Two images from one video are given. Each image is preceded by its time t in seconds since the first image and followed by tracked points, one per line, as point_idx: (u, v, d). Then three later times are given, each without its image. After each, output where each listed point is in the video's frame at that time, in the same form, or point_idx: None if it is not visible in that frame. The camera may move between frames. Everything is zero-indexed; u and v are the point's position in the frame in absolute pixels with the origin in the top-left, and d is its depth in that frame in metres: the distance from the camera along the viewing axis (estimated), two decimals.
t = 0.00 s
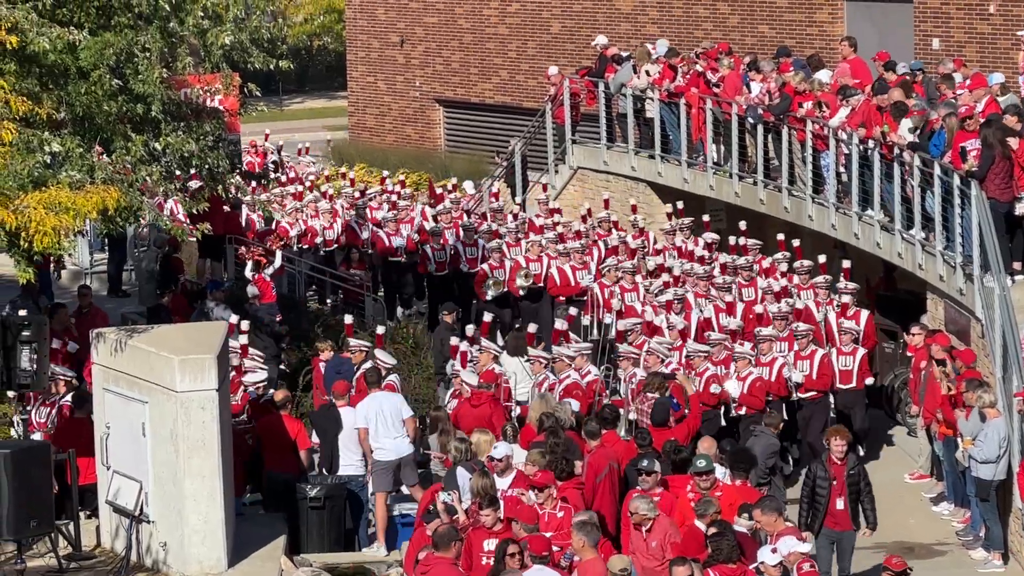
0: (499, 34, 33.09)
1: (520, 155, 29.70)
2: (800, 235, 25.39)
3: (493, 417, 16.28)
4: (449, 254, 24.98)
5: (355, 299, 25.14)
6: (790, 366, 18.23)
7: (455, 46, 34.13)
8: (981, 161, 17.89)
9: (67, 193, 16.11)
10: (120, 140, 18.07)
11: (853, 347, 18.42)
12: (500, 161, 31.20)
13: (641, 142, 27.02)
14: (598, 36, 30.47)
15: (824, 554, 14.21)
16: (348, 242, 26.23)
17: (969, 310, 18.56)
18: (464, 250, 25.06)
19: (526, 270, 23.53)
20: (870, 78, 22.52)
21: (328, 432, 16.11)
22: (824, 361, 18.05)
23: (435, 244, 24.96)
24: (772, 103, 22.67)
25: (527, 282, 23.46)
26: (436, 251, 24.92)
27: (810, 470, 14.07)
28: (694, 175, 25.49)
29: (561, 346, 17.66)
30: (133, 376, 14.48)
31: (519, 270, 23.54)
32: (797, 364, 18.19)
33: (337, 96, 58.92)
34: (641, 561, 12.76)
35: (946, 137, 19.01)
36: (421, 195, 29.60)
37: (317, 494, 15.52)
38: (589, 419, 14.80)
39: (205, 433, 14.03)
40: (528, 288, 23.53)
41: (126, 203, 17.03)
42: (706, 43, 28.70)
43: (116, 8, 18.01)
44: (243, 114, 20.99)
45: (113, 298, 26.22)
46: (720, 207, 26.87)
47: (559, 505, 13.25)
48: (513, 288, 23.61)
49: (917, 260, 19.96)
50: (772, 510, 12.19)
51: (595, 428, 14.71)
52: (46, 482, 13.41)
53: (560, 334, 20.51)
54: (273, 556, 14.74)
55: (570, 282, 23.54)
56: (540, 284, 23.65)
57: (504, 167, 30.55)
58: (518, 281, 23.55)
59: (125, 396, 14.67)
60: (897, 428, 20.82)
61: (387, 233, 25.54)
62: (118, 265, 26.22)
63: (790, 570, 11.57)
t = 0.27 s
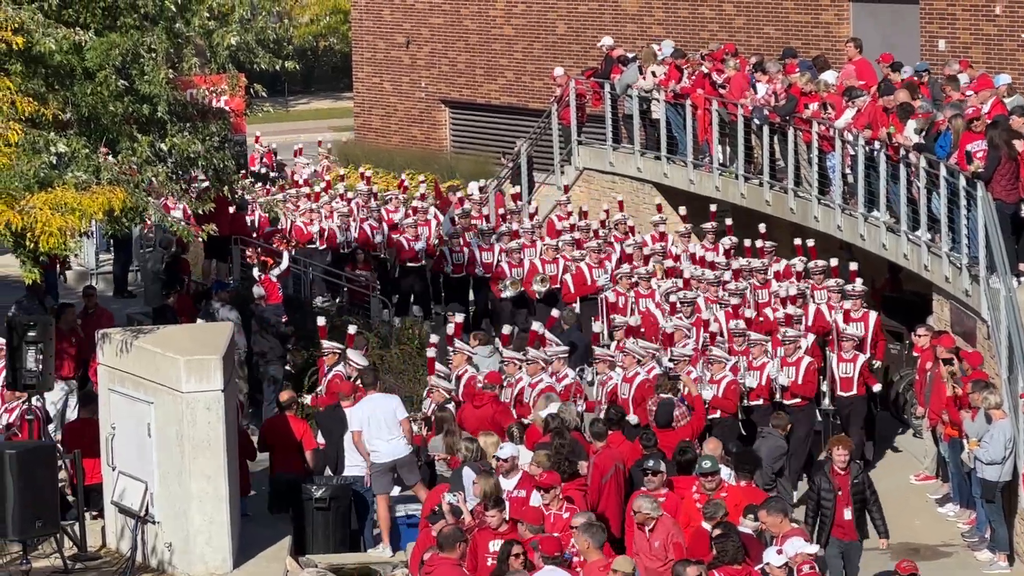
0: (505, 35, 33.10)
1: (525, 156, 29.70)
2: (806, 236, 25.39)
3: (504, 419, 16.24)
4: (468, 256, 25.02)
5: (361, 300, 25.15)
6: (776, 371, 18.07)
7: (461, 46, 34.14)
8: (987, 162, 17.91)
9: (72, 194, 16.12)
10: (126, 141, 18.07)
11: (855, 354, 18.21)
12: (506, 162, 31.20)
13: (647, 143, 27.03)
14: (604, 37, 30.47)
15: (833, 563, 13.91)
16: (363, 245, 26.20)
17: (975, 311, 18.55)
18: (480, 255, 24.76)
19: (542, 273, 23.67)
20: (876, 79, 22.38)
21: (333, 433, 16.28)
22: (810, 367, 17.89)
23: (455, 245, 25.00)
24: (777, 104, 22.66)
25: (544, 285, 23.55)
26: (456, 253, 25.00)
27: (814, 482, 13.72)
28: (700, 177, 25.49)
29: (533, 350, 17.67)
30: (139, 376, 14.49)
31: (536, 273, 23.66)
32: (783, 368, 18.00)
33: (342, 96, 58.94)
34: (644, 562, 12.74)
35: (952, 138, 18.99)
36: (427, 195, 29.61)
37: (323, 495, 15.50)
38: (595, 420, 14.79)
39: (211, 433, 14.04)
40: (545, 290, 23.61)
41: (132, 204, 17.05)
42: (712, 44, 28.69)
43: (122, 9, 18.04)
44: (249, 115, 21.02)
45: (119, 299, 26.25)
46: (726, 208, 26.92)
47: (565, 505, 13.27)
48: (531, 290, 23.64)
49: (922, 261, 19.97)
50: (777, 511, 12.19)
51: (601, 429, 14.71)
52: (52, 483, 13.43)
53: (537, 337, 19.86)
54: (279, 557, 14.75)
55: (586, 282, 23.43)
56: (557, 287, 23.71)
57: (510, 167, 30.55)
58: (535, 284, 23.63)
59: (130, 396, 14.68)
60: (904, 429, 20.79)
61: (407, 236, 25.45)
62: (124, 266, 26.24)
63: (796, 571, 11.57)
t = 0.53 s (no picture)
0: (510, 36, 33.11)
1: (530, 156, 29.69)
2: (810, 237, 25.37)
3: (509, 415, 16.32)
4: (480, 259, 24.75)
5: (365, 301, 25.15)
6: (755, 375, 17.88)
7: (466, 47, 34.13)
8: (992, 164, 17.87)
9: (77, 194, 16.14)
10: (131, 141, 18.07)
11: (852, 361, 18.03)
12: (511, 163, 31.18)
13: (652, 145, 27.00)
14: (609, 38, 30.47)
15: (839, 567, 13.83)
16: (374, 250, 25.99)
17: (979, 313, 18.53)
18: (492, 256, 24.70)
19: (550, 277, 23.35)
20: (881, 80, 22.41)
21: (338, 433, 16.34)
22: (784, 374, 17.57)
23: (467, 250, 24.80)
24: (782, 106, 22.64)
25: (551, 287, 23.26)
26: (467, 257, 24.80)
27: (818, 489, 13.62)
28: (705, 178, 25.48)
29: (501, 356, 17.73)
30: (143, 378, 14.49)
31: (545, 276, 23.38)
32: (761, 374, 17.77)
33: (347, 97, 58.93)
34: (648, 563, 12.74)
35: (957, 139, 18.97)
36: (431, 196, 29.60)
37: (328, 496, 15.48)
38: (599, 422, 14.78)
39: (215, 434, 14.02)
40: (552, 295, 23.33)
41: (136, 205, 17.06)
42: (717, 45, 28.68)
43: (126, 10, 18.09)
44: (254, 116, 21.02)
45: (123, 299, 26.26)
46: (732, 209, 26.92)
47: (570, 507, 13.31)
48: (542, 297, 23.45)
49: (927, 262, 19.94)
50: (782, 512, 12.16)
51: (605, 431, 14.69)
52: (56, 483, 13.42)
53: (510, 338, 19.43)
54: (283, 558, 14.75)
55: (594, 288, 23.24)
56: (566, 292, 23.39)
57: (515, 168, 30.54)
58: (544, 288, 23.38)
59: (134, 398, 14.68)
60: (909, 431, 20.77)
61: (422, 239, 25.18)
62: (128, 267, 26.25)
63: (800, 572, 11.55)
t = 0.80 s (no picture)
0: (515, 37, 33.12)
1: (535, 157, 29.67)
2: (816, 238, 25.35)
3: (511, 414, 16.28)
4: (492, 262, 24.73)
5: (369, 302, 25.15)
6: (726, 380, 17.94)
7: (470, 48, 34.13)
8: (996, 165, 17.84)
9: (82, 194, 16.13)
10: (135, 142, 18.08)
11: (842, 369, 17.94)
12: (516, 164, 31.16)
13: (656, 146, 26.98)
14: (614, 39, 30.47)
15: None
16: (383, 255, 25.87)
17: (984, 315, 18.55)
18: (504, 260, 24.72)
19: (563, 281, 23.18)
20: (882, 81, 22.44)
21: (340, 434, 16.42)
22: (755, 377, 17.72)
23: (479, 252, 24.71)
24: (787, 107, 22.61)
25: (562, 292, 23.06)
26: (480, 259, 24.71)
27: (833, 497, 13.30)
28: (709, 179, 25.47)
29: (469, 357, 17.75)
30: (148, 378, 14.49)
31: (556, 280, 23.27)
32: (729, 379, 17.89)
33: (352, 98, 58.96)
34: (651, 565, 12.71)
35: (961, 141, 18.95)
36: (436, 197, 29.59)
37: (332, 497, 15.51)
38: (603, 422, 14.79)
39: (219, 434, 14.03)
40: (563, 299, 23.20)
41: (141, 205, 17.07)
42: (721, 47, 28.68)
43: (131, 10, 18.13)
44: (258, 116, 21.04)
45: (128, 300, 26.27)
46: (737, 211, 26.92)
47: (574, 509, 13.27)
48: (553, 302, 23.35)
49: (932, 264, 19.93)
50: (786, 514, 12.17)
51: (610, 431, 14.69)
52: (61, 483, 13.43)
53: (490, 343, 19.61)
54: (287, 558, 14.75)
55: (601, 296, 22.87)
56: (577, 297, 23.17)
57: (519, 170, 30.53)
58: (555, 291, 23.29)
59: (139, 398, 14.68)
60: (914, 433, 20.74)
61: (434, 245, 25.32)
62: (132, 268, 26.25)
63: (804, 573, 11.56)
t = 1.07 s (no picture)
0: (519, 39, 33.14)
1: (538, 159, 29.67)
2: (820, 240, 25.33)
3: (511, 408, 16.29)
4: (505, 265, 24.80)
5: (373, 303, 25.15)
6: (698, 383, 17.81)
7: (474, 50, 34.14)
8: (1001, 168, 17.80)
9: (86, 195, 16.14)
10: (139, 142, 18.11)
11: (829, 378, 17.81)
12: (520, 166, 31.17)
13: (660, 147, 26.97)
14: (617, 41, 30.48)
15: None
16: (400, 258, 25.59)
17: (987, 317, 18.56)
18: (517, 262, 24.82)
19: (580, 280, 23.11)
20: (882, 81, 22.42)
21: (344, 435, 16.40)
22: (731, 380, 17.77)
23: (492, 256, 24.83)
24: (791, 108, 22.60)
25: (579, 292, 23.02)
26: (494, 262, 24.78)
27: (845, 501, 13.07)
28: (713, 181, 25.48)
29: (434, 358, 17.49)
30: (151, 379, 14.50)
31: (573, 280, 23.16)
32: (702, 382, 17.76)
33: (356, 99, 58.99)
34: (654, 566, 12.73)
35: (965, 143, 18.94)
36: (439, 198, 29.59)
37: (335, 498, 15.47)
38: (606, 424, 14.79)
39: (223, 435, 14.03)
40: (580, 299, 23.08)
41: (145, 206, 17.09)
42: (725, 49, 28.68)
43: (135, 11, 18.17)
44: (262, 117, 21.06)
45: (132, 301, 26.28)
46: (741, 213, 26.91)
47: (577, 510, 13.30)
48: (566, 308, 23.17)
49: (935, 266, 19.91)
50: (789, 516, 12.15)
51: (613, 433, 14.69)
52: (65, 484, 13.44)
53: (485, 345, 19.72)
54: (290, 559, 14.75)
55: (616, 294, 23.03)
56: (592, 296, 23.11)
57: (523, 171, 30.52)
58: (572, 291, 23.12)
59: (142, 399, 14.69)
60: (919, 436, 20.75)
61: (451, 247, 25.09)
62: (136, 268, 26.25)
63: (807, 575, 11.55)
